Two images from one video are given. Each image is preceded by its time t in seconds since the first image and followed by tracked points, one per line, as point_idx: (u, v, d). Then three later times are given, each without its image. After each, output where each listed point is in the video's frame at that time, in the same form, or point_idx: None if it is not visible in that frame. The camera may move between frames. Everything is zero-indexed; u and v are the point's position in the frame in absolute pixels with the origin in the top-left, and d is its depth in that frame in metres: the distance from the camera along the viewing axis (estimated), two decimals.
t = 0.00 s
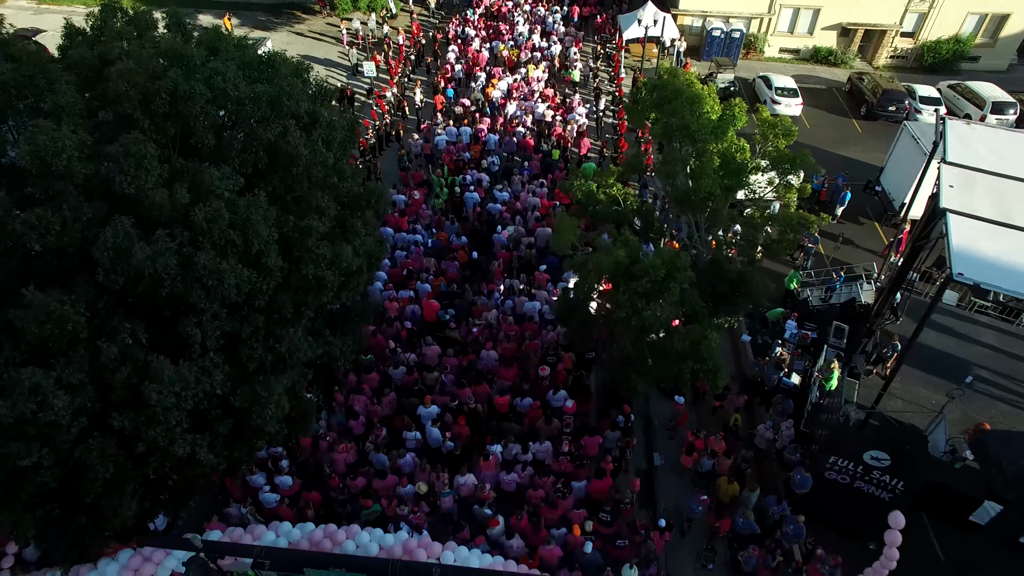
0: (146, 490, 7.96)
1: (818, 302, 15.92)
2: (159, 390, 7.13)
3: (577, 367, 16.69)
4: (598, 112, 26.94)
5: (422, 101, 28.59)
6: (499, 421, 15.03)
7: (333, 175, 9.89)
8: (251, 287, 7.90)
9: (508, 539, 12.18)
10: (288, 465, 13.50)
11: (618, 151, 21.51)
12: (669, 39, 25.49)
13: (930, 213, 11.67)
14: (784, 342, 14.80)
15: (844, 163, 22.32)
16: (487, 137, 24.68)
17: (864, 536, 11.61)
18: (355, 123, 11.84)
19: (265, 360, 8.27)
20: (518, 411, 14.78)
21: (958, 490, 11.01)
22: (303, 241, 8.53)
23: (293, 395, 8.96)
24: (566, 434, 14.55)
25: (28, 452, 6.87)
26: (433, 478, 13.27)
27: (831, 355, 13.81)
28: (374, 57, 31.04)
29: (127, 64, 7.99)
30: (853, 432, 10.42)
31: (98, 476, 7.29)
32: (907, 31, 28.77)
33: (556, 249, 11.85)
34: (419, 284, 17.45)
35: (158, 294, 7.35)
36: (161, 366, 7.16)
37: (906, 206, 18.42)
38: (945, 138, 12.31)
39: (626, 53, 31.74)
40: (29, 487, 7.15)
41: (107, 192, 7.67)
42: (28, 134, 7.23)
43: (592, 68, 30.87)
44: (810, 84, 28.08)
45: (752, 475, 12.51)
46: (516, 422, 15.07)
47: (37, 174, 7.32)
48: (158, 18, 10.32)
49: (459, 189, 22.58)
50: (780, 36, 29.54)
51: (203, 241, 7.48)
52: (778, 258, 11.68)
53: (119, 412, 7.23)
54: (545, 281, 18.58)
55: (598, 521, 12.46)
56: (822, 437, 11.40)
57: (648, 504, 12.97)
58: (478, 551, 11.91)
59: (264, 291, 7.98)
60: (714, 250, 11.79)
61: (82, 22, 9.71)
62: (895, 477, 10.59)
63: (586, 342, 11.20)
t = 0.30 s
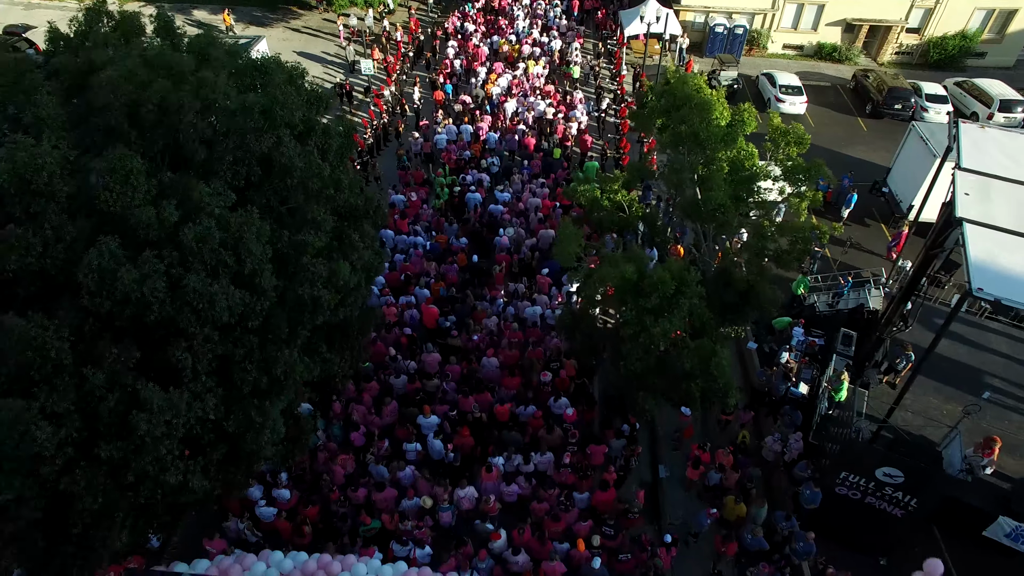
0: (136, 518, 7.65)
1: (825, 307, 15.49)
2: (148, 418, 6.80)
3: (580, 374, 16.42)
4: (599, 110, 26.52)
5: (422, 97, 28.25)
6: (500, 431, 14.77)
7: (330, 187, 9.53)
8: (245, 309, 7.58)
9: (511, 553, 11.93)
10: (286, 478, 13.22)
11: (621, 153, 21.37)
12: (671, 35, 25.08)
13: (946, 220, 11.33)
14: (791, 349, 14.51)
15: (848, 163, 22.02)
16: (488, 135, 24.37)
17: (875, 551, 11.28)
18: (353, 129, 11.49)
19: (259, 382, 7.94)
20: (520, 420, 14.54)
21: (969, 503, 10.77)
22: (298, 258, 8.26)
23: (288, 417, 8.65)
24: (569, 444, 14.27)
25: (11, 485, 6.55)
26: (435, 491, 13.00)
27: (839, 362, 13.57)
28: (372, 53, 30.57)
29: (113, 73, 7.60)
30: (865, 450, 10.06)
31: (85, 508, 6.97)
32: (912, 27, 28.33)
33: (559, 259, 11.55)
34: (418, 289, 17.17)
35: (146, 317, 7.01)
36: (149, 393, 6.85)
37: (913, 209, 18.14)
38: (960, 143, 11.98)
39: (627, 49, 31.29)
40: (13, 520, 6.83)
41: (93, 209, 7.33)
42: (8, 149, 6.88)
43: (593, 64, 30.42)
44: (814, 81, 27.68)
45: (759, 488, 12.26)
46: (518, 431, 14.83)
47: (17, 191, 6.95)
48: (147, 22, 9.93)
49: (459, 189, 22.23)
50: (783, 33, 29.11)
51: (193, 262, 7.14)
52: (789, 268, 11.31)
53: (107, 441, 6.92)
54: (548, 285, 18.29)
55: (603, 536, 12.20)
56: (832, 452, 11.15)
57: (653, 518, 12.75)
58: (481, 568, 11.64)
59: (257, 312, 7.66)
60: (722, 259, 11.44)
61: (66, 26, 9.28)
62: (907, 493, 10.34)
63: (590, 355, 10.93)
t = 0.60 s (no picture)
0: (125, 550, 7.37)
1: (831, 313, 15.32)
2: (135, 451, 6.49)
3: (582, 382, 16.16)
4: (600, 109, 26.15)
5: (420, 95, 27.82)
6: (502, 441, 14.51)
7: (326, 199, 9.19)
8: (236, 333, 7.28)
9: (513, 570, 11.68)
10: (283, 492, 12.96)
11: (623, 155, 21.03)
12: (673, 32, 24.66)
13: (952, 236, 11.15)
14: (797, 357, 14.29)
15: (853, 164, 21.73)
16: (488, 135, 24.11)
17: (884, 569, 11.04)
18: (350, 136, 11.15)
19: (252, 407, 7.65)
20: (522, 431, 14.27)
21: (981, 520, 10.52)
22: (292, 277, 8.02)
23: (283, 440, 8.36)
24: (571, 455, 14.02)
25: None
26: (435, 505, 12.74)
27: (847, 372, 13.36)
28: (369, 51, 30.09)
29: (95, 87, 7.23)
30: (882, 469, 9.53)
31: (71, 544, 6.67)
32: (918, 23, 27.88)
33: (563, 270, 11.26)
34: (417, 295, 16.90)
35: (133, 345, 6.71)
36: (138, 425, 6.53)
37: (920, 212, 17.85)
38: (972, 149, 11.69)
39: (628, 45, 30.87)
40: None
41: (76, 230, 7.00)
42: None
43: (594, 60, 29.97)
44: (818, 79, 27.30)
45: (765, 503, 12.03)
46: (520, 442, 14.58)
47: None
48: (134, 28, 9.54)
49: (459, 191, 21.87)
50: (786, 29, 28.68)
51: (182, 286, 6.83)
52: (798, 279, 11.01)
53: (93, 474, 6.59)
54: (549, 290, 18.03)
55: (607, 552, 11.96)
56: (841, 467, 10.90)
57: (658, 532, 12.52)
58: None
59: (250, 336, 7.37)
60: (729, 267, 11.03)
61: (49, 32, 8.90)
62: (918, 511, 10.08)
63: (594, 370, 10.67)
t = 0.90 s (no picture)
0: None
1: (837, 321, 14.86)
2: (122, 486, 6.22)
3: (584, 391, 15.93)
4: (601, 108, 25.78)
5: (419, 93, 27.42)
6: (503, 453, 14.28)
7: (321, 214, 8.90)
8: (228, 359, 7.00)
9: None
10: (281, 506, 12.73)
11: (625, 156, 20.71)
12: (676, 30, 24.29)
13: (963, 248, 10.92)
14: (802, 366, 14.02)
15: (858, 164, 21.45)
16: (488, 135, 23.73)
17: None
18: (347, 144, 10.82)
19: (246, 435, 7.39)
20: (523, 441, 14.04)
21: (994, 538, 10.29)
22: (286, 299, 7.76)
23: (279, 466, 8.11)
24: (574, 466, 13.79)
25: None
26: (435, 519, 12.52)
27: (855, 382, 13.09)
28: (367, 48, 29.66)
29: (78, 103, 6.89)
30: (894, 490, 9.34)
31: None
32: (923, 20, 27.49)
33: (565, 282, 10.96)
34: (417, 302, 16.63)
35: (120, 374, 6.44)
36: (126, 459, 6.27)
37: (926, 215, 17.58)
38: (985, 157, 11.39)
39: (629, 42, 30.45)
40: None
41: (59, 253, 6.72)
42: None
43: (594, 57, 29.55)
44: (821, 77, 26.93)
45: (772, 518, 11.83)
46: (521, 452, 14.36)
47: None
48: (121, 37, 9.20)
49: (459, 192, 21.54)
50: (789, 26, 28.27)
51: (171, 312, 6.55)
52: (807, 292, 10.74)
53: (79, 510, 6.33)
54: (550, 294, 17.82)
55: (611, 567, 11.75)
56: (850, 484, 10.68)
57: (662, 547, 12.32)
58: None
59: (243, 362, 7.09)
60: (735, 278, 10.77)
61: (32, 42, 8.59)
62: (930, 530, 9.84)
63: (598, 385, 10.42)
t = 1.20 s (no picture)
0: None
1: (841, 327, 14.81)
2: (106, 526, 5.94)
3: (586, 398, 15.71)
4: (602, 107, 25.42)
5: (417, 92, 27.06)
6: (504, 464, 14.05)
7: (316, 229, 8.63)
8: (219, 388, 6.75)
9: None
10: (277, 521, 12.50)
11: (627, 159, 20.41)
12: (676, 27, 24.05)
13: (975, 261, 10.70)
14: (807, 375, 13.78)
15: (861, 165, 21.26)
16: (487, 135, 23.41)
17: None
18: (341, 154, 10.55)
19: (239, 463, 7.14)
20: (523, 452, 13.83)
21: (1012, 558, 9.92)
22: (280, 321, 7.53)
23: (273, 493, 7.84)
24: (576, 478, 13.57)
25: None
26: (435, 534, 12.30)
27: (861, 393, 12.84)
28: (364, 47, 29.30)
29: (59, 121, 6.58)
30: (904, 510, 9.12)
31: None
32: (928, 17, 27.10)
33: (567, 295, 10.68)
34: (417, 308, 16.40)
35: (106, 406, 6.18)
36: (111, 496, 6.02)
37: (932, 219, 17.31)
38: (997, 165, 11.11)
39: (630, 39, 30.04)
40: None
41: (42, 279, 6.45)
42: None
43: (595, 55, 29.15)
44: (825, 75, 26.55)
45: (777, 534, 11.64)
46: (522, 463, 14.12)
47: None
48: (107, 47, 8.90)
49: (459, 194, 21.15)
50: (792, 23, 27.87)
51: (158, 341, 6.30)
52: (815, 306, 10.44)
53: (63, 548, 6.08)
54: (551, 300, 17.57)
55: None
56: (857, 501, 10.47)
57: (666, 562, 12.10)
58: None
59: (234, 391, 6.84)
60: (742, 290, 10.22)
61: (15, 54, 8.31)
62: (941, 550, 9.61)
63: (601, 401, 10.17)
